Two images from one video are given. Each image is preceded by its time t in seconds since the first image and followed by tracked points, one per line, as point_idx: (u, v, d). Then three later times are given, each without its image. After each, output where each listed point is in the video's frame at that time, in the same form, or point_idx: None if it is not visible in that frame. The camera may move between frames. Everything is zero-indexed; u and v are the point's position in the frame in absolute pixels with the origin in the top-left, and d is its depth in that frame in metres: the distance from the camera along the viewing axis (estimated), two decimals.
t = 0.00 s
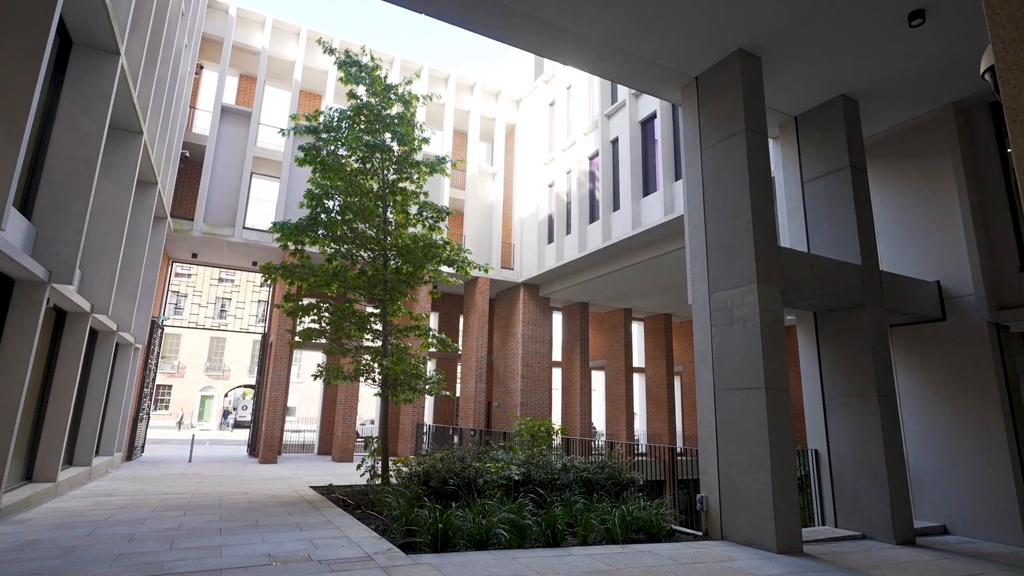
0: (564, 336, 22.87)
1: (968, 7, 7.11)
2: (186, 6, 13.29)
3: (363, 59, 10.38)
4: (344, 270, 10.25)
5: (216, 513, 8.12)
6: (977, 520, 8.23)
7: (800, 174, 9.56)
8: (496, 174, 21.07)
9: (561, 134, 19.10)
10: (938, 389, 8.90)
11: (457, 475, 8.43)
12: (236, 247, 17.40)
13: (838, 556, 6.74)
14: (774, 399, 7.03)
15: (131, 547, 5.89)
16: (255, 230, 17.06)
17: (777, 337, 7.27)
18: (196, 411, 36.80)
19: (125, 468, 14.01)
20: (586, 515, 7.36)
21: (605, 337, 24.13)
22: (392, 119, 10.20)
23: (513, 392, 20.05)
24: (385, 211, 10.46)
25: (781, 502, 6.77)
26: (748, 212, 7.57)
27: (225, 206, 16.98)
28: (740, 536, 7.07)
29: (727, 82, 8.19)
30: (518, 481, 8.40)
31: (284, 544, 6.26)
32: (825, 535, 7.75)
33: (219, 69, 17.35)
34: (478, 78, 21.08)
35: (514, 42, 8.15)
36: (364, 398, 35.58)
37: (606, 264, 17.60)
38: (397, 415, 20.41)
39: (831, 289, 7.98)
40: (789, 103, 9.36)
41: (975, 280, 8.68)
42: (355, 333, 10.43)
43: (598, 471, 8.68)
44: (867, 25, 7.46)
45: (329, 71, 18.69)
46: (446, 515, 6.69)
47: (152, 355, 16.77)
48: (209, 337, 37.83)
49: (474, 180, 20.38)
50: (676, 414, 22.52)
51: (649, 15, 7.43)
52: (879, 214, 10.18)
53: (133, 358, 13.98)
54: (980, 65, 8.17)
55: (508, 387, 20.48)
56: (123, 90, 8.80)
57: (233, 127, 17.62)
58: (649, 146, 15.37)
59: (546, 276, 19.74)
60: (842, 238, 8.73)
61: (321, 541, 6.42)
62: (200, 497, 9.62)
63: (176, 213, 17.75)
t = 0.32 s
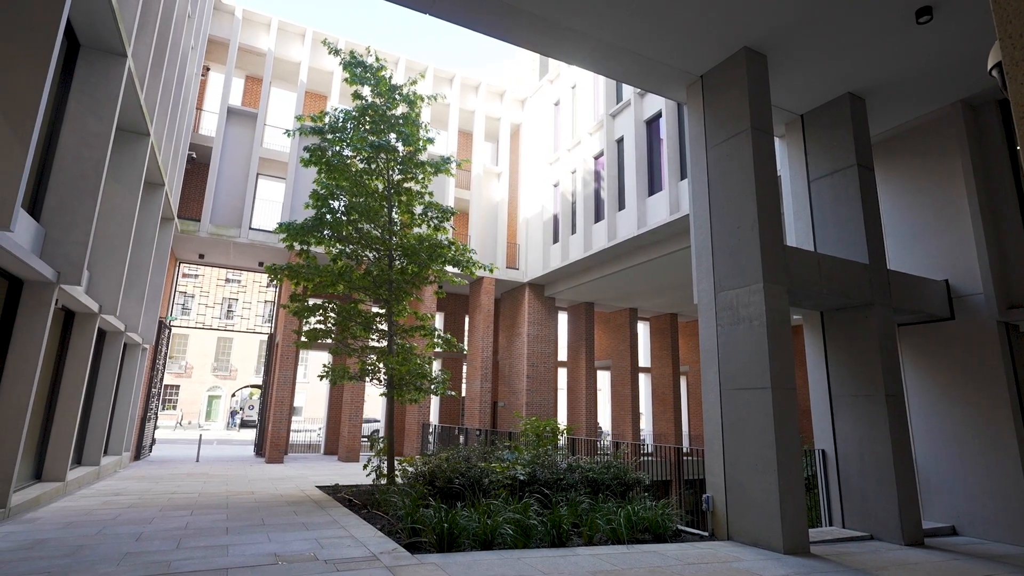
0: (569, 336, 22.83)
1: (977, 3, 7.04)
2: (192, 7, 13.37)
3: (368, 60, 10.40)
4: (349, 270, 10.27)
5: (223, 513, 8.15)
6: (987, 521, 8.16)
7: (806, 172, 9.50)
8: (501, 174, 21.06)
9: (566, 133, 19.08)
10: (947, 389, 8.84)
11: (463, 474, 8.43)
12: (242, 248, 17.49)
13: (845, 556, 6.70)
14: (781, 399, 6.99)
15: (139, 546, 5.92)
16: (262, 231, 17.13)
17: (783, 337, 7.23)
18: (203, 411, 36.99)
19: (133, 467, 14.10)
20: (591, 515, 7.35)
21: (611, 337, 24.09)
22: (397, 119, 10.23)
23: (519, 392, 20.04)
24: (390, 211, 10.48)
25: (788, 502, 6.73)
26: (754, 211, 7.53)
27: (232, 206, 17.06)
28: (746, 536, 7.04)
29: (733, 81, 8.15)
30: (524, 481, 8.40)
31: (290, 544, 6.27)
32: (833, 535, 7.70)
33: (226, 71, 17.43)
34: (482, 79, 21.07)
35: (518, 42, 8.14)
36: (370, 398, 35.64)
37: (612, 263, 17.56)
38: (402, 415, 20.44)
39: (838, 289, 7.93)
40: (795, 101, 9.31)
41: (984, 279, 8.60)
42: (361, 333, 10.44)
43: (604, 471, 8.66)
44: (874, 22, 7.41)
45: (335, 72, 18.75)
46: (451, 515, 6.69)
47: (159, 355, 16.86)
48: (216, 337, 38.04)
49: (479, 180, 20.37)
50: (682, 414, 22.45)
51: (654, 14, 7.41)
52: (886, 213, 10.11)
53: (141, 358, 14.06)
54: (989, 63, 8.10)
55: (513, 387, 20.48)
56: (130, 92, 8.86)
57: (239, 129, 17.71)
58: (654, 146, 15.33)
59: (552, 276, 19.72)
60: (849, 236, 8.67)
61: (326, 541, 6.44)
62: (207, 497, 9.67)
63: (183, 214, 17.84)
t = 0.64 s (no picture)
0: (574, 336, 22.79)
1: None
2: (198, 9, 13.44)
3: (372, 60, 10.42)
4: (354, 270, 10.29)
5: (230, 512, 8.19)
6: (996, 521, 8.09)
7: (812, 171, 9.45)
8: (506, 174, 21.04)
9: (570, 133, 19.07)
10: (955, 388, 8.77)
11: (468, 474, 8.43)
12: (248, 249, 17.56)
13: (852, 557, 6.65)
14: (787, 398, 6.96)
15: (145, 546, 5.95)
16: (267, 231, 17.19)
17: (789, 336, 7.19)
18: (210, 411, 37.20)
19: (141, 467, 14.18)
20: (596, 515, 7.34)
21: (616, 337, 24.05)
22: (401, 120, 10.26)
23: (524, 392, 20.03)
24: (395, 212, 10.49)
25: (794, 502, 6.69)
26: (759, 210, 7.50)
27: (237, 207, 17.13)
28: (752, 536, 7.01)
29: (738, 79, 8.12)
30: (529, 481, 8.40)
31: (295, 543, 6.29)
32: (839, 536, 7.65)
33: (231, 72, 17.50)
34: (487, 79, 21.06)
35: (523, 42, 8.13)
36: (376, 399, 35.72)
37: (617, 263, 17.54)
38: (408, 415, 20.48)
39: (844, 288, 7.88)
40: (800, 99, 9.26)
41: (992, 277, 8.54)
42: (366, 333, 10.46)
43: (609, 471, 8.64)
44: (881, 19, 7.36)
45: (339, 73, 18.81)
46: (456, 515, 6.70)
47: (166, 355, 16.96)
48: (223, 338, 38.24)
49: (484, 180, 20.36)
50: (688, 414, 22.38)
51: (659, 12, 7.39)
52: (893, 211, 10.04)
53: (148, 359, 14.13)
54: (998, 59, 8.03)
55: (518, 387, 20.47)
56: (137, 94, 8.92)
57: (245, 130, 17.78)
58: (659, 145, 15.29)
59: (557, 275, 19.71)
60: (856, 235, 8.62)
61: (332, 541, 6.46)
62: (214, 496, 9.72)
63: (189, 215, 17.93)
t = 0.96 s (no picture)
0: (580, 336, 22.75)
1: None
2: (204, 11, 13.51)
3: (377, 61, 10.44)
4: (359, 271, 10.31)
5: (236, 511, 8.23)
6: (1005, 522, 8.02)
7: (818, 169, 9.39)
8: (511, 174, 21.04)
9: (575, 133, 19.06)
10: (963, 388, 8.70)
11: (473, 474, 8.42)
12: (254, 249, 17.65)
13: (859, 558, 6.61)
14: (793, 398, 6.92)
15: (153, 545, 5.99)
16: (273, 231, 17.27)
17: (795, 336, 7.15)
18: (216, 411, 37.37)
19: (148, 467, 14.26)
20: (602, 515, 7.33)
21: (622, 337, 23.99)
22: (406, 120, 10.27)
23: (529, 392, 20.02)
24: (400, 212, 10.51)
25: (800, 503, 6.65)
26: (765, 209, 7.46)
27: (243, 208, 17.21)
28: (758, 537, 6.97)
29: (743, 78, 8.08)
30: (534, 481, 8.39)
31: (301, 543, 6.30)
32: (847, 537, 7.61)
33: (237, 74, 17.59)
34: (491, 79, 21.06)
35: (527, 42, 8.13)
36: (382, 399, 35.78)
37: (622, 263, 17.49)
38: (413, 415, 20.51)
39: (851, 287, 7.84)
40: (806, 98, 9.21)
41: (1000, 276, 8.46)
42: (371, 333, 10.47)
43: (614, 471, 8.63)
44: (887, 17, 7.30)
45: (344, 74, 18.87)
46: (461, 515, 6.69)
47: (173, 356, 17.05)
48: (229, 338, 38.42)
49: (488, 180, 20.37)
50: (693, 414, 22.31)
51: (663, 12, 7.37)
52: (900, 210, 9.97)
53: (155, 359, 14.21)
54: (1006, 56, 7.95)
55: (524, 387, 20.46)
56: (143, 96, 8.97)
57: (251, 131, 17.86)
58: (664, 144, 15.25)
59: (562, 275, 19.69)
60: (862, 234, 8.56)
61: (337, 540, 6.47)
62: (220, 496, 9.77)
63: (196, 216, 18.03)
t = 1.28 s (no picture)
0: (585, 336, 22.72)
1: None
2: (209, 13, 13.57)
3: (381, 62, 10.45)
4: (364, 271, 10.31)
5: (242, 511, 8.27)
6: (1014, 524, 7.95)
7: (823, 168, 9.34)
8: (515, 174, 21.03)
9: (579, 132, 19.02)
10: (971, 388, 8.63)
11: (477, 474, 8.42)
12: (259, 250, 17.72)
13: (866, 560, 6.57)
14: (799, 398, 6.88)
15: (159, 544, 6.02)
16: (278, 232, 17.33)
17: (801, 335, 7.11)
18: (223, 411, 37.54)
19: (155, 466, 14.33)
20: (606, 515, 7.32)
21: (627, 336, 23.96)
22: (410, 120, 10.28)
23: (534, 392, 20.01)
24: (404, 212, 10.52)
25: (806, 503, 6.62)
26: (770, 208, 7.42)
27: (249, 209, 17.28)
28: (764, 538, 6.94)
29: (748, 77, 8.04)
30: (538, 481, 8.39)
31: (305, 542, 6.33)
32: (854, 538, 7.56)
33: (242, 75, 17.66)
34: (496, 79, 21.05)
35: (531, 41, 8.12)
36: (387, 399, 35.87)
37: (627, 262, 17.46)
38: (418, 415, 20.53)
39: (857, 286, 7.79)
40: (812, 96, 9.16)
41: (1009, 275, 8.39)
42: (376, 333, 10.48)
43: (619, 471, 8.61)
44: (894, 13, 7.25)
45: (349, 75, 18.91)
46: (465, 515, 6.69)
47: (180, 356, 17.13)
48: (235, 338, 38.61)
49: (493, 180, 20.38)
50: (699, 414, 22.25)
51: (667, 10, 7.35)
52: (907, 208, 9.90)
53: (161, 360, 14.28)
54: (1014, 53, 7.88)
55: (529, 387, 20.45)
56: (149, 97, 9.02)
57: (256, 132, 17.92)
58: (669, 144, 15.20)
59: (566, 275, 19.68)
60: (868, 233, 8.52)
61: (342, 540, 6.49)
62: (226, 495, 9.81)
63: (202, 216, 18.12)
